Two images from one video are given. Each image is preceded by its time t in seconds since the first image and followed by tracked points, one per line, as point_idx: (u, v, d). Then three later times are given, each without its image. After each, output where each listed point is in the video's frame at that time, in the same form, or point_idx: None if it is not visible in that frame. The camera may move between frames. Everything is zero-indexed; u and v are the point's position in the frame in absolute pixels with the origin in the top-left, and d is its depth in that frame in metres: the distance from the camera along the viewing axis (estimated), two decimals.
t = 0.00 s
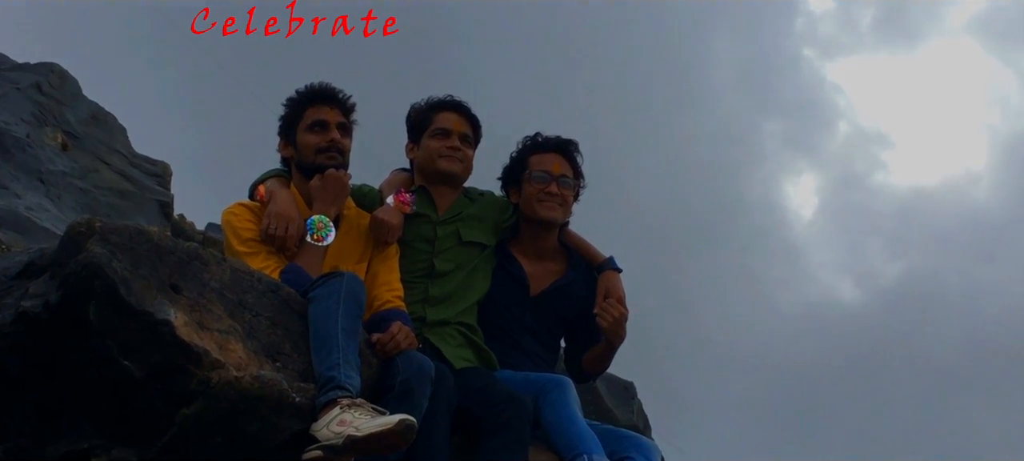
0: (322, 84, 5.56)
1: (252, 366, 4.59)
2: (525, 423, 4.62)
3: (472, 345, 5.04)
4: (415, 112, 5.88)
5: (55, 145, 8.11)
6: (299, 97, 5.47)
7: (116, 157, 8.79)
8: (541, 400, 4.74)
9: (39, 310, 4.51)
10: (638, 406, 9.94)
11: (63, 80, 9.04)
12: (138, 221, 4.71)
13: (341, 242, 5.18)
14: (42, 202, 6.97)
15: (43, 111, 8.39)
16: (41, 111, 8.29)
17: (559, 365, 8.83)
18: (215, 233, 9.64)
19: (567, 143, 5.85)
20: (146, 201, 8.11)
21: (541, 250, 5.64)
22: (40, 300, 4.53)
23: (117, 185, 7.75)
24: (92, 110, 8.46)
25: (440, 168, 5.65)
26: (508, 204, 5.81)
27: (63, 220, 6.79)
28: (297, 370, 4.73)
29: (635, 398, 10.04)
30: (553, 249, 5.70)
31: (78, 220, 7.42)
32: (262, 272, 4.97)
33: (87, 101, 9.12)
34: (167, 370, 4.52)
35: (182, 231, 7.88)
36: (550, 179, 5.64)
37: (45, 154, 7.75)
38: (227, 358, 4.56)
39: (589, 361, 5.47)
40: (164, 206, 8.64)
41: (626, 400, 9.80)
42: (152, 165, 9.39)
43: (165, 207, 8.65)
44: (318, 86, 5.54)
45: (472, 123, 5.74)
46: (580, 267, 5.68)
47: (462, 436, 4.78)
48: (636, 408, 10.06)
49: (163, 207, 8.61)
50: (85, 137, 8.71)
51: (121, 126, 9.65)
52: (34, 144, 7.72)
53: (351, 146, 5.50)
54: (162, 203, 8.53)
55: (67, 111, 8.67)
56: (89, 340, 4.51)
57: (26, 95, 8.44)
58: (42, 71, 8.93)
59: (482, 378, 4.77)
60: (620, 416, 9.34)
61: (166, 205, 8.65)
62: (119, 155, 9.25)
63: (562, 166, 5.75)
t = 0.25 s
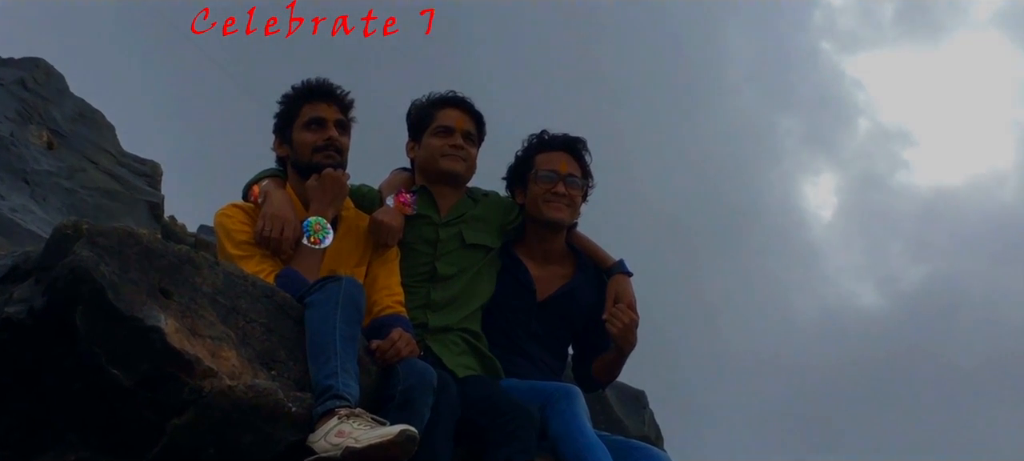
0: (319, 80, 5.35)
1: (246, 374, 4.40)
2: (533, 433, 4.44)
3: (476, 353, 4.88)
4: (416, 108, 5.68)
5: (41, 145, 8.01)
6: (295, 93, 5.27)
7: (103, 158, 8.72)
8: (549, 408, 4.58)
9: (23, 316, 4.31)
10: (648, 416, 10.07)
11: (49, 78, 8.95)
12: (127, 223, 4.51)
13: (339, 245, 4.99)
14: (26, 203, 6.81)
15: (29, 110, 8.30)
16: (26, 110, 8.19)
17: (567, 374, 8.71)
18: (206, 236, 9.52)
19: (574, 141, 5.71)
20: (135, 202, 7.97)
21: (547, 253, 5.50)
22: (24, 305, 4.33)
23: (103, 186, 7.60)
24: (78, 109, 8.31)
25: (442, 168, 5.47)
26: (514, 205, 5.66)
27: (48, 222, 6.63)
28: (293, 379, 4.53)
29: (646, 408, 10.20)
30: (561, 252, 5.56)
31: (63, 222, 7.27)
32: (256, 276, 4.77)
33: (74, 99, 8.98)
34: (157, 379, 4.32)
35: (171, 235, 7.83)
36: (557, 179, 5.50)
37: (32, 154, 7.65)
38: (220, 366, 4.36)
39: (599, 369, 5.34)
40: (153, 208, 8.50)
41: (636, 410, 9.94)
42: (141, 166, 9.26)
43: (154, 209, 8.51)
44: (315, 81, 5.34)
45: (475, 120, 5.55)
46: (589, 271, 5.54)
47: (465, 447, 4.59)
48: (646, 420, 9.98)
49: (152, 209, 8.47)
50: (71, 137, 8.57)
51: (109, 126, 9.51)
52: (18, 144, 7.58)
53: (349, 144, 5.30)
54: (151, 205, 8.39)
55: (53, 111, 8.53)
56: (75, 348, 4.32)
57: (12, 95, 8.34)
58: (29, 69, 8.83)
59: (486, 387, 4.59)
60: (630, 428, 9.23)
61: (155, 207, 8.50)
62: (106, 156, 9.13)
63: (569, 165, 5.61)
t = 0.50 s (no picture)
0: (316, 78, 5.23)
1: (242, 380, 4.28)
2: (536, 441, 4.40)
3: (478, 358, 4.77)
4: (416, 107, 5.56)
5: (31, 144, 7.93)
6: (292, 92, 5.15)
7: (93, 157, 8.66)
8: (552, 415, 4.53)
9: (13, 321, 4.19)
10: (656, 424, 9.87)
11: (39, 76, 8.87)
12: (119, 225, 4.38)
13: (338, 247, 4.87)
14: (15, 204, 6.72)
15: (18, 107, 8.22)
16: (16, 108, 8.11)
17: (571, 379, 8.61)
18: (199, 237, 9.46)
19: (579, 140, 5.62)
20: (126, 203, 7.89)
21: (551, 256, 5.41)
22: (14, 310, 4.21)
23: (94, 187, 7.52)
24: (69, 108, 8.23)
25: (443, 168, 5.35)
26: (517, 206, 5.57)
27: (37, 224, 6.53)
28: (290, 385, 4.40)
29: (652, 415, 10.03)
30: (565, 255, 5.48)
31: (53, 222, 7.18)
32: (252, 279, 4.64)
33: (64, 98, 8.90)
34: (151, 385, 4.19)
35: (162, 238, 7.77)
36: (561, 179, 5.42)
37: (21, 154, 7.57)
38: (214, 372, 4.23)
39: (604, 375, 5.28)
40: (146, 209, 8.42)
41: (643, 417, 9.75)
42: (133, 166, 9.17)
43: (147, 210, 8.43)
44: (311, 79, 5.22)
45: (476, 119, 5.42)
46: (594, 274, 5.46)
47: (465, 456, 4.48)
48: (653, 426, 9.90)
49: (144, 210, 8.39)
50: (62, 136, 8.49)
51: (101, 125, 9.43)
52: (7, 144, 7.49)
53: (347, 143, 5.18)
54: (143, 206, 8.31)
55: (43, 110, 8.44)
56: (67, 354, 4.20)
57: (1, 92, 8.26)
58: (18, 66, 8.75)
59: (487, 393, 4.47)
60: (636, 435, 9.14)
61: (147, 207, 8.42)
62: (96, 155, 9.07)
63: (574, 165, 5.54)
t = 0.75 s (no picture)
0: (312, 76, 5.11)
1: (236, 388, 4.15)
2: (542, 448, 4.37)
3: (479, 364, 4.71)
4: (416, 105, 5.44)
5: (19, 145, 7.82)
6: (288, 91, 5.03)
7: (83, 158, 8.56)
8: (556, 424, 4.51)
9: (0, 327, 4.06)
10: (663, 432, 9.78)
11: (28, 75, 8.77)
12: (110, 228, 4.26)
13: (335, 251, 4.77)
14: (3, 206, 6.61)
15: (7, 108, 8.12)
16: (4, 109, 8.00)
17: (575, 386, 8.48)
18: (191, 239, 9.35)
19: (583, 140, 5.57)
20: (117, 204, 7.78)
21: (555, 260, 5.36)
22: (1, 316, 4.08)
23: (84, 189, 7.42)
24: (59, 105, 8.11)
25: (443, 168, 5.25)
26: (519, 208, 5.51)
27: (25, 226, 6.42)
28: (286, 392, 4.28)
29: (659, 422, 9.89)
30: (569, 258, 5.43)
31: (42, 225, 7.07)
32: (247, 283, 4.52)
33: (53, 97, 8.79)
34: (143, 393, 4.07)
35: (153, 240, 7.67)
36: (565, 180, 5.36)
37: (9, 155, 7.46)
38: (208, 379, 4.10)
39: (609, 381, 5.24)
40: (136, 211, 8.31)
41: (649, 425, 9.60)
42: (124, 168, 9.07)
43: (137, 212, 8.32)
44: (308, 77, 5.10)
45: (477, 118, 5.30)
46: (599, 278, 5.42)
47: None
48: (660, 434, 9.80)
49: (134, 211, 8.28)
50: (51, 137, 8.38)
51: (92, 125, 9.32)
52: None
53: (345, 143, 5.06)
54: (134, 208, 8.19)
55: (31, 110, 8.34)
56: (55, 361, 4.07)
57: None
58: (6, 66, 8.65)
59: (490, 399, 4.42)
60: (642, 443, 9.04)
61: (138, 210, 8.31)
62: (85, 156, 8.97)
63: (577, 166, 5.47)
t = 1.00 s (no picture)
0: (308, 75, 4.99)
1: (229, 395, 4.03)
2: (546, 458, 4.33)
3: (479, 371, 4.62)
4: (414, 105, 5.33)
5: (8, 145, 7.71)
6: (283, 90, 4.91)
7: (71, 159, 8.45)
8: (559, 435, 4.48)
9: None
10: (669, 440, 9.67)
11: (17, 74, 8.66)
12: (99, 232, 4.14)
13: (331, 255, 4.65)
14: None
15: None
16: None
17: (580, 393, 8.38)
18: (183, 242, 9.25)
19: (587, 140, 5.47)
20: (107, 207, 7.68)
21: (558, 264, 5.26)
22: None
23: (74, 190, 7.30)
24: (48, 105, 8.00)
25: (443, 170, 5.14)
26: (522, 210, 5.41)
27: (12, 229, 6.30)
28: (280, 400, 4.16)
29: (666, 430, 9.79)
30: (573, 262, 5.33)
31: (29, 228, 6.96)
32: (240, 288, 4.40)
33: (42, 96, 8.68)
34: (133, 401, 3.94)
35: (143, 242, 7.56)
36: (568, 182, 5.26)
37: None
38: (200, 387, 3.98)
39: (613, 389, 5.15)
40: (126, 213, 8.20)
41: (655, 433, 9.49)
42: (113, 169, 8.95)
43: (127, 214, 8.20)
44: (304, 76, 4.98)
45: (477, 118, 5.20)
46: (603, 283, 5.32)
47: None
48: (666, 443, 9.69)
49: (125, 213, 8.17)
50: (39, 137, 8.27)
51: (82, 125, 9.21)
52: None
53: (342, 144, 4.94)
54: (124, 209, 8.09)
55: (19, 110, 8.23)
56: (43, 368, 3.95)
57: None
58: None
59: (491, 408, 4.37)
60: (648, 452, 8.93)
61: (128, 212, 8.20)
62: (75, 156, 8.86)
63: (581, 167, 5.37)
